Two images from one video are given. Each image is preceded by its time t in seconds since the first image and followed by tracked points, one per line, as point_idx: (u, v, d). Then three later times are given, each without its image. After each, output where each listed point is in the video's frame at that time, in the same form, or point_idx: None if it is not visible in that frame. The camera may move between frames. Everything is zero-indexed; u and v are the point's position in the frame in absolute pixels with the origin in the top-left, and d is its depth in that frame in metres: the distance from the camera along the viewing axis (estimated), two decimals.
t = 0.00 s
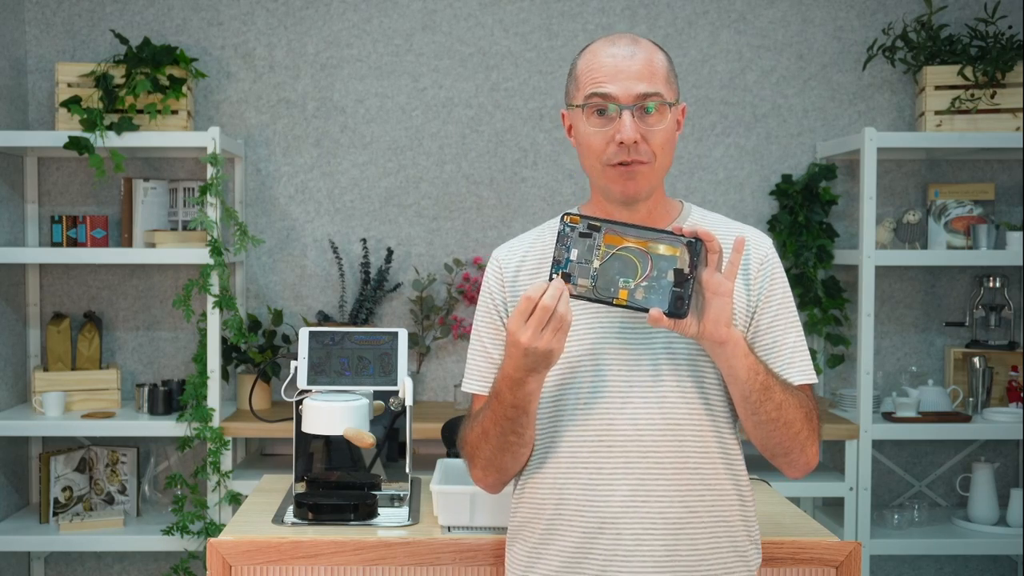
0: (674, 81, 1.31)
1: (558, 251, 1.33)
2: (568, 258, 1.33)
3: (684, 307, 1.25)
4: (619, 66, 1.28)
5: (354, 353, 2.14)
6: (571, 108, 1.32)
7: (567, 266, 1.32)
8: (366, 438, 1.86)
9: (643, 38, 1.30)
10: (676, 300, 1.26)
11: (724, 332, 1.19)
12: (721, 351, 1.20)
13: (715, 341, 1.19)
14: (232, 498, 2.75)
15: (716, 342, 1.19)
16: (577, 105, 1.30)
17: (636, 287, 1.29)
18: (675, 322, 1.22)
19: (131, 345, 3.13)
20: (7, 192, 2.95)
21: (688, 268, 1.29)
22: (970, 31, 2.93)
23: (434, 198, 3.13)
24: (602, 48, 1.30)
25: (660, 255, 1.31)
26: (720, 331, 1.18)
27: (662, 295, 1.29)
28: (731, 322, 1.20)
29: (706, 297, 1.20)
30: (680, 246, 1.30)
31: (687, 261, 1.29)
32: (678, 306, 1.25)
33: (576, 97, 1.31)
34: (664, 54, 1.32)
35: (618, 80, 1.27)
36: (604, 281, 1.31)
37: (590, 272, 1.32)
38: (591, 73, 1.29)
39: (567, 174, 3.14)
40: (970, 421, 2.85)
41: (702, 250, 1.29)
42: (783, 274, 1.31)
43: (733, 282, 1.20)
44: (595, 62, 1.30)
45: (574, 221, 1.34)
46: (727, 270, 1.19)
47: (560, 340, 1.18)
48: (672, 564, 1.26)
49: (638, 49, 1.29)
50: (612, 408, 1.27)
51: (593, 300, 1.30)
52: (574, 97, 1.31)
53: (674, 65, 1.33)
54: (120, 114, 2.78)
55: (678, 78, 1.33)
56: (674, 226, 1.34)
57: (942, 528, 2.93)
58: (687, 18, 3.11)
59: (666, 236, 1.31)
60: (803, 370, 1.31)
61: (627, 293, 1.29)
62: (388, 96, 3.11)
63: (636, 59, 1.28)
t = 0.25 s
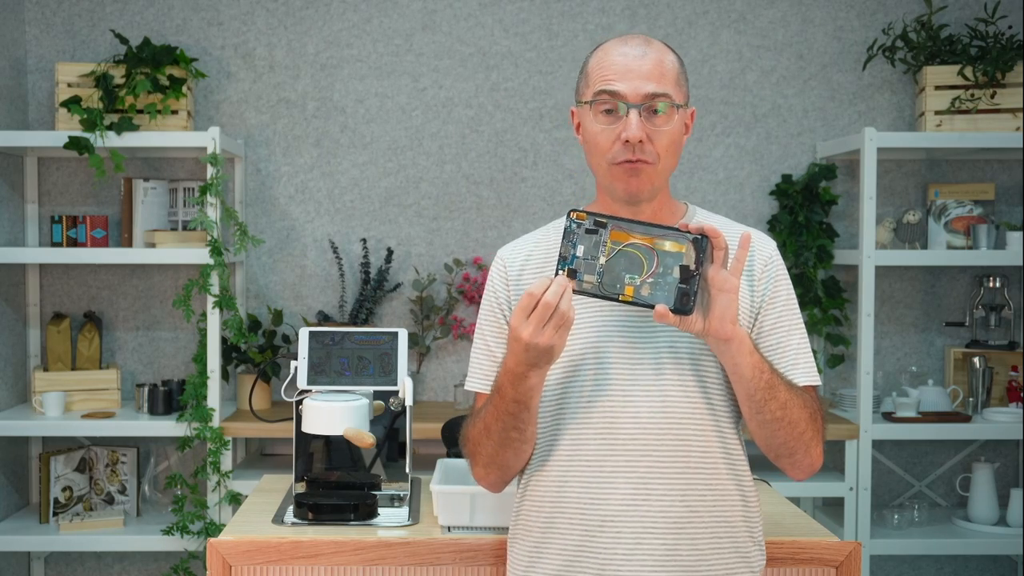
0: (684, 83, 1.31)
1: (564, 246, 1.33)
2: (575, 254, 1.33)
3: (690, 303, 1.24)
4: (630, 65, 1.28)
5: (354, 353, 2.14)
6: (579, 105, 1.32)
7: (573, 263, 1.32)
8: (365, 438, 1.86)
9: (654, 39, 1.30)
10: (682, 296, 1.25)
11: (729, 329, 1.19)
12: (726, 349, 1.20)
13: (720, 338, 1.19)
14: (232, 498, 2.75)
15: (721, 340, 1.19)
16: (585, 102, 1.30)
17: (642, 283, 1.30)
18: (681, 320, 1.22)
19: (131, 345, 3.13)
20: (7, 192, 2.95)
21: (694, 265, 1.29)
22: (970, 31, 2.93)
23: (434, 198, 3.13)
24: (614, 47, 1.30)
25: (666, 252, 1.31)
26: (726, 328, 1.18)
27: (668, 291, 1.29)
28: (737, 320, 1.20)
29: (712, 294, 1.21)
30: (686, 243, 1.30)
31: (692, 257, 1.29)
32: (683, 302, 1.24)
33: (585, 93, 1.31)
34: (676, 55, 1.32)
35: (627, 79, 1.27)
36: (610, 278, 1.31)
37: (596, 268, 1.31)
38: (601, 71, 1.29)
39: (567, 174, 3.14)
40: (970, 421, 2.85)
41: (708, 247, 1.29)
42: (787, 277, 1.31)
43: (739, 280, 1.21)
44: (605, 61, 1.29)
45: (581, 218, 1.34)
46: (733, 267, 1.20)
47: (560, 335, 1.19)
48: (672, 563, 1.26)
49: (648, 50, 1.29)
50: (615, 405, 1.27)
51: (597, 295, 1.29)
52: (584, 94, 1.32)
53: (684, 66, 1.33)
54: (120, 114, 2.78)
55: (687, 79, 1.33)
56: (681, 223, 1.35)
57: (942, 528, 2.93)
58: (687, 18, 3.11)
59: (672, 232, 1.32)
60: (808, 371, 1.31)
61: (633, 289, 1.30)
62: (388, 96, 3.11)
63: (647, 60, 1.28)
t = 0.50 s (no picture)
0: (685, 85, 1.30)
1: (559, 250, 1.32)
2: (569, 258, 1.32)
3: (683, 308, 1.24)
4: (629, 69, 1.27)
5: (354, 353, 2.14)
6: (580, 106, 1.32)
7: (567, 266, 1.31)
8: (366, 438, 1.86)
9: (655, 41, 1.29)
10: (676, 301, 1.24)
11: (723, 333, 1.18)
12: (720, 353, 1.20)
13: (714, 342, 1.19)
14: (232, 498, 2.75)
15: (715, 344, 1.19)
16: (586, 104, 1.30)
17: (636, 287, 1.29)
18: (675, 323, 1.21)
19: (131, 345, 3.13)
20: (7, 192, 2.95)
21: (688, 270, 1.28)
22: (970, 31, 2.93)
23: (434, 198, 3.13)
24: (614, 49, 1.29)
25: (660, 256, 1.31)
26: (719, 332, 1.18)
27: (662, 295, 1.28)
28: (731, 324, 1.20)
29: (706, 298, 1.19)
30: (680, 247, 1.30)
31: (687, 262, 1.28)
32: (677, 306, 1.24)
33: (586, 95, 1.31)
34: (677, 57, 1.31)
35: (627, 84, 1.27)
36: (604, 282, 1.30)
37: (590, 271, 1.31)
38: (601, 74, 1.29)
39: (567, 174, 3.14)
40: (970, 421, 2.85)
41: (703, 252, 1.28)
42: (787, 278, 1.31)
43: (733, 284, 1.20)
44: (605, 63, 1.29)
45: (576, 221, 1.34)
46: (727, 272, 1.18)
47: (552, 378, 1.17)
48: (664, 564, 1.26)
49: (649, 52, 1.28)
50: (609, 406, 1.27)
51: (591, 299, 1.29)
52: (584, 95, 1.31)
53: (686, 66, 1.32)
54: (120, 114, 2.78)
55: (689, 81, 1.32)
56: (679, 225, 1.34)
57: (942, 528, 2.93)
58: (687, 18, 3.11)
59: (667, 237, 1.31)
60: (805, 374, 1.31)
61: (626, 294, 1.29)
62: (388, 96, 3.11)
63: (647, 63, 1.28)
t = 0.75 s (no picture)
0: (680, 84, 1.30)
1: (554, 247, 1.32)
2: (565, 255, 1.32)
3: (678, 307, 1.23)
4: (626, 66, 1.28)
5: (354, 353, 2.14)
6: (574, 101, 1.32)
7: (563, 264, 1.31)
8: (366, 438, 1.86)
9: (652, 40, 1.29)
10: (671, 299, 1.24)
11: (717, 333, 1.18)
12: (714, 352, 1.20)
13: (708, 342, 1.19)
14: (232, 498, 2.75)
15: (709, 343, 1.19)
16: (580, 100, 1.30)
17: (631, 285, 1.29)
18: (669, 322, 1.21)
19: (131, 345, 3.13)
20: (7, 192, 2.95)
21: (683, 269, 1.27)
22: (970, 31, 2.93)
23: (435, 198, 3.13)
24: (611, 46, 1.29)
25: (656, 255, 1.30)
26: (714, 331, 1.18)
27: (657, 294, 1.28)
28: (725, 324, 1.20)
29: (701, 298, 1.20)
30: (676, 246, 1.29)
31: (683, 261, 1.28)
32: (671, 306, 1.23)
33: (581, 92, 1.31)
34: (672, 55, 1.31)
35: (623, 81, 1.27)
36: (599, 280, 1.30)
37: (586, 269, 1.31)
38: (596, 71, 1.29)
39: (567, 174, 3.14)
40: (970, 421, 2.85)
41: (698, 251, 1.27)
42: (779, 279, 1.31)
43: (728, 284, 1.21)
44: (601, 61, 1.29)
45: (572, 219, 1.34)
46: (722, 272, 1.19)
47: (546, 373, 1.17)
48: (654, 562, 1.26)
49: (645, 51, 1.29)
50: (600, 406, 1.27)
51: (586, 297, 1.29)
52: (579, 91, 1.31)
53: (681, 66, 1.32)
54: (120, 114, 2.78)
55: (684, 80, 1.32)
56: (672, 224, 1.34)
57: (942, 528, 2.93)
58: (687, 18, 3.11)
59: (663, 235, 1.30)
60: (796, 374, 1.30)
61: (622, 292, 1.29)
62: (388, 95, 3.11)
63: (644, 60, 1.28)
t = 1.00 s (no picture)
0: (675, 82, 1.30)
1: (548, 247, 1.32)
2: (558, 254, 1.32)
3: (673, 305, 1.24)
4: (621, 63, 1.28)
5: (354, 353, 2.14)
6: (569, 98, 1.32)
7: (556, 263, 1.31)
8: (366, 438, 1.86)
9: (648, 38, 1.29)
10: (666, 297, 1.25)
11: (712, 330, 1.18)
12: (709, 349, 1.19)
13: (703, 339, 1.19)
14: (232, 498, 2.75)
15: (704, 340, 1.19)
16: (575, 96, 1.30)
17: (626, 284, 1.29)
18: (664, 320, 1.21)
19: (131, 345, 3.13)
20: (7, 192, 2.95)
21: (678, 266, 1.28)
22: (970, 31, 2.93)
23: (434, 198, 3.13)
24: (607, 42, 1.29)
25: (650, 252, 1.31)
26: (709, 328, 1.18)
27: (651, 292, 1.28)
28: (720, 320, 1.20)
29: (696, 294, 1.19)
30: (670, 245, 1.30)
31: (677, 258, 1.29)
32: (666, 304, 1.24)
33: (576, 89, 1.31)
34: (668, 53, 1.31)
35: (618, 77, 1.27)
36: (593, 278, 1.30)
37: (580, 268, 1.31)
38: (592, 68, 1.29)
39: (567, 174, 3.14)
40: (970, 421, 2.85)
41: (692, 248, 1.29)
42: (772, 276, 1.31)
43: (723, 280, 1.20)
44: (597, 58, 1.29)
45: (565, 218, 1.34)
46: (717, 268, 1.18)
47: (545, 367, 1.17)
48: (646, 561, 1.26)
49: (641, 48, 1.29)
50: (592, 404, 1.27)
51: (581, 296, 1.29)
52: (574, 88, 1.31)
53: (677, 65, 1.33)
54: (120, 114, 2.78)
55: (679, 79, 1.32)
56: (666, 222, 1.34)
57: (942, 528, 2.93)
58: (687, 18, 3.11)
59: (656, 233, 1.31)
60: (791, 370, 1.31)
61: (616, 290, 1.29)
62: (388, 96, 3.11)
63: (639, 58, 1.28)
